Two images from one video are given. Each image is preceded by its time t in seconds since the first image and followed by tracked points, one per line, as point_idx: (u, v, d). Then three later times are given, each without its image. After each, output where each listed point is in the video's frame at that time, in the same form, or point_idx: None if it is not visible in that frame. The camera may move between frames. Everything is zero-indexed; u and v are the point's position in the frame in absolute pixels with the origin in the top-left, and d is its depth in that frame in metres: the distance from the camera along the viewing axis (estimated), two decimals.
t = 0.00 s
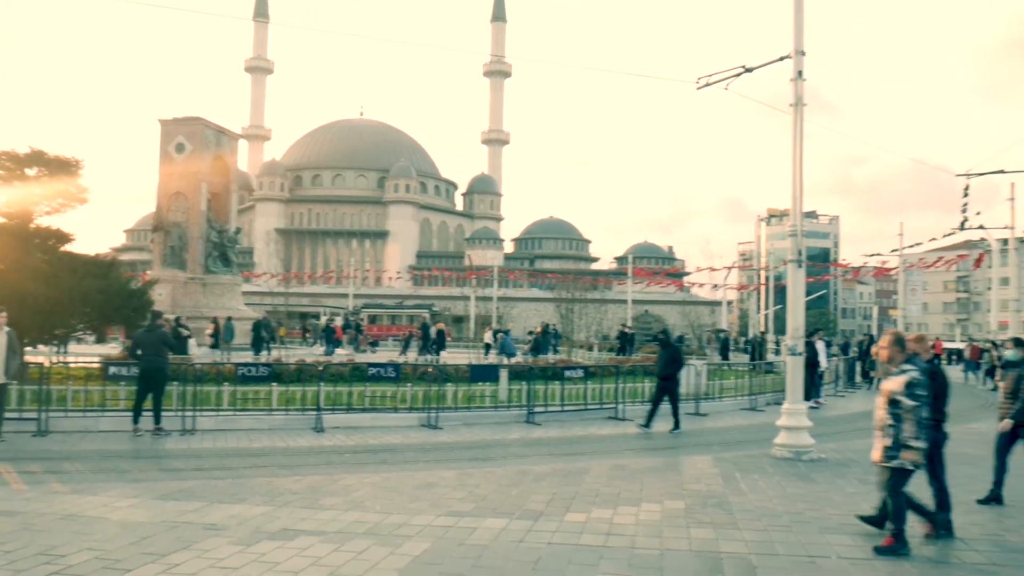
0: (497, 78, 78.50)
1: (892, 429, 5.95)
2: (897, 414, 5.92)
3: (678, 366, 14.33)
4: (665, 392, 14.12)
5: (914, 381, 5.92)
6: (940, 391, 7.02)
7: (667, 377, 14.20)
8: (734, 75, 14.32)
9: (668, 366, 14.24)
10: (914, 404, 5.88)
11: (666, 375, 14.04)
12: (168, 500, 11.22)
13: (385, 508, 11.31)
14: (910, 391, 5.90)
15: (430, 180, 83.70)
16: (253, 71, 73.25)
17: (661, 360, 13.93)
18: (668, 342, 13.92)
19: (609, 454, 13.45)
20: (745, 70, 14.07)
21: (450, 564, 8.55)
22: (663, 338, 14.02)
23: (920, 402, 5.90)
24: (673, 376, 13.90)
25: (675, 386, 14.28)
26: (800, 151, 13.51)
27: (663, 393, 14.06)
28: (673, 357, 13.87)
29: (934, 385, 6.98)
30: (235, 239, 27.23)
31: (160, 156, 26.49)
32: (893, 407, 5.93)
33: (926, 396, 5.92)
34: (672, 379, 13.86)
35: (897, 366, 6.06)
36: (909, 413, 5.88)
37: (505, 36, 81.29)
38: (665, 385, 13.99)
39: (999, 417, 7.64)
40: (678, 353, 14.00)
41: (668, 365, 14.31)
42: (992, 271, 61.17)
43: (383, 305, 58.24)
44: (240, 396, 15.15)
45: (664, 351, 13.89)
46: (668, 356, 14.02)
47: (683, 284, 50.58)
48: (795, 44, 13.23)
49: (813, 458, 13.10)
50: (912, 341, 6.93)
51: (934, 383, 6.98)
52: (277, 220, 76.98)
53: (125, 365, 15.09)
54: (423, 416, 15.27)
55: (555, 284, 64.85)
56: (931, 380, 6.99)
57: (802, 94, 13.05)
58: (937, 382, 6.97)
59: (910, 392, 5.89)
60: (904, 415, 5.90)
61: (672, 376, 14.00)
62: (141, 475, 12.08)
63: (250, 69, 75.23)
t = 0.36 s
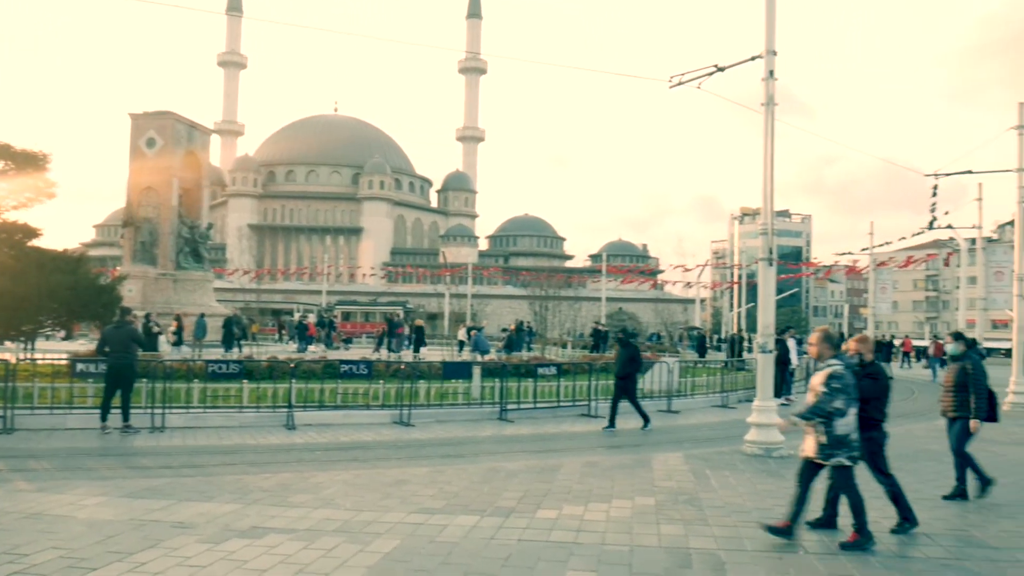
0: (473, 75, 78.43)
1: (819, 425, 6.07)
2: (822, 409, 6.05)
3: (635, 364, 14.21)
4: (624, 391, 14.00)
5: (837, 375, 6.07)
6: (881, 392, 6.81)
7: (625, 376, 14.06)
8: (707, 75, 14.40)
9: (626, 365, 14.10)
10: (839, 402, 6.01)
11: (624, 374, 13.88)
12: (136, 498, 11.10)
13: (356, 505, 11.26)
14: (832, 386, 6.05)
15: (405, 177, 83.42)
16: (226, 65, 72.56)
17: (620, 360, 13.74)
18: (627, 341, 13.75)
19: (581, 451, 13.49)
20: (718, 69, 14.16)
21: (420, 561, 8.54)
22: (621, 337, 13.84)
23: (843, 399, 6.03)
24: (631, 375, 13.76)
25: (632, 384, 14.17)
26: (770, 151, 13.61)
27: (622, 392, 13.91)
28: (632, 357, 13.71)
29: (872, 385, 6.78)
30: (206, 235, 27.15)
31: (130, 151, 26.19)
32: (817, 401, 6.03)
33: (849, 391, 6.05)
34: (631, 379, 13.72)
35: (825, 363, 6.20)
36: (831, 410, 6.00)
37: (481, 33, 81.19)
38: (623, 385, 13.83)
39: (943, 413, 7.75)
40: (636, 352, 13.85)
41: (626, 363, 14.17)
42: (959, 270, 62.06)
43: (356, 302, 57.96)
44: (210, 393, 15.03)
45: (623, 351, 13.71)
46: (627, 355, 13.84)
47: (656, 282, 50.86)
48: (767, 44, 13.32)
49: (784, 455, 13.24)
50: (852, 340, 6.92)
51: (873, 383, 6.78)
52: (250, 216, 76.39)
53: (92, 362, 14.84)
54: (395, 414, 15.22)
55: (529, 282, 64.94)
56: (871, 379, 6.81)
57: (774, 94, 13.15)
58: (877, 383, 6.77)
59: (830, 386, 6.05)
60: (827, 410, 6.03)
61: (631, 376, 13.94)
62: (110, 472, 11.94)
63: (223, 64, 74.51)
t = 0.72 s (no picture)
0: (449, 71, 78.33)
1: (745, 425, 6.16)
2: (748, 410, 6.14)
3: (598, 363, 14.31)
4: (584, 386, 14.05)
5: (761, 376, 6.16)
6: (826, 385, 6.79)
7: (587, 372, 14.14)
8: (680, 73, 14.48)
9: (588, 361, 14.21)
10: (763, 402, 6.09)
11: (586, 368, 13.98)
12: (105, 496, 10.98)
13: (329, 502, 11.21)
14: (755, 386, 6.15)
15: (381, 173, 83.14)
16: (200, 59, 71.93)
17: (582, 353, 13.87)
18: (589, 335, 13.92)
19: (555, 447, 13.51)
20: (692, 68, 14.24)
21: (392, 558, 8.52)
22: (583, 331, 14.02)
23: (767, 400, 6.13)
24: (592, 369, 13.87)
25: (593, 381, 14.22)
26: (744, 149, 13.69)
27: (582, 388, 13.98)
28: (594, 350, 13.84)
29: (818, 377, 6.75)
30: (179, 231, 26.88)
31: (100, 146, 25.89)
32: (742, 401, 6.09)
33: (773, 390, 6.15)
34: (591, 372, 13.82)
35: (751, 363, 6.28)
36: (754, 410, 6.08)
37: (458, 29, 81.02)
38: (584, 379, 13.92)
39: (892, 410, 7.82)
40: (598, 348, 14.01)
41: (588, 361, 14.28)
42: (930, 268, 62.87)
43: (331, 298, 57.73)
44: (182, 390, 14.92)
45: (585, 344, 13.87)
46: (589, 349, 13.99)
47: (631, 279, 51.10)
48: (740, 43, 13.40)
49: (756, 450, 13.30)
50: (799, 333, 6.88)
51: (819, 375, 6.73)
52: (224, 212, 75.85)
53: (61, 360, 14.36)
54: (369, 410, 15.18)
55: (505, 279, 65.01)
56: (818, 371, 6.76)
57: (747, 92, 13.23)
58: (821, 376, 6.72)
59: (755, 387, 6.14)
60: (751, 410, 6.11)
61: (592, 371, 13.94)
62: (79, 470, 11.80)
63: (196, 58, 73.84)
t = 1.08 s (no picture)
0: (427, 67, 78.14)
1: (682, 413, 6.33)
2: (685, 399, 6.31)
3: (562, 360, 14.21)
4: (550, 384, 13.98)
5: (699, 366, 6.33)
6: (778, 381, 7.13)
7: (552, 369, 14.05)
8: (657, 71, 14.51)
9: (553, 359, 14.10)
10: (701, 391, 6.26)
11: (551, 366, 13.87)
12: (78, 495, 10.87)
13: (304, 500, 11.16)
14: (697, 375, 6.30)
15: (359, 169, 82.77)
16: (175, 54, 71.25)
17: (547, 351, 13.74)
18: (554, 333, 13.79)
19: (532, 444, 13.52)
20: (668, 65, 14.28)
21: (367, 556, 8.49)
22: (547, 329, 13.88)
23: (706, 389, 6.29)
24: (558, 367, 13.75)
25: (558, 379, 14.14)
26: (719, 146, 13.77)
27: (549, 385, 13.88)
28: (559, 348, 13.72)
29: (771, 374, 7.08)
30: (154, 227, 26.65)
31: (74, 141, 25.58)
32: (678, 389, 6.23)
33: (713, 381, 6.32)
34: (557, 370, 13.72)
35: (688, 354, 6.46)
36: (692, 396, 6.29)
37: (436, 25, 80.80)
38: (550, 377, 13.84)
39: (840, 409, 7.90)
40: (563, 345, 13.90)
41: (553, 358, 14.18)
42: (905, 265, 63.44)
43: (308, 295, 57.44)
44: (156, 387, 14.80)
45: (550, 342, 13.76)
46: (554, 347, 13.88)
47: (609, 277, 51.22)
48: (716, 41, 13.46)
49: (731, 446, 13.36)
50: (752, 332, 7.21)
51: (771, 371, 7.07)
52: (201, 208, 75.28)
53: (34, 356, 14.07)
54: (346, 408, 15.11)
55: (483, 276, 64.98)
56: (770, 368, 7.10)
57: (723, 90, 13.31)
58: (774, 371, 7.05)
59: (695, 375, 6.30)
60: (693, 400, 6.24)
61: (557, 368, 13.87)
62: (51, 469, 11.67)
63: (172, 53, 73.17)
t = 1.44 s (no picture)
0: (407, 64, 77.92)
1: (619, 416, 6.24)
2: (624, 401, 6.23)
3: (528, 359, 14.14)
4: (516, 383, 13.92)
5: (639, 368, 6.27)
6: (733, 383, 6.84)
7: (518, 369, 13.99)
8: (635, 69, 14.53)
9: (518, 358, 14.03)
10: (639, 391, 6.19)
11: (517, 366, 13.80)
12: (51, 494, 10.76)
13: (281, 498, 11.11)
14: (637, 378, 6.23)
15: (338, 166, 82.43)
16: (152, 49, 70.58)
17: (512, 351, 13.68)
18: (520, 332, 13.72)
19: (510, 442, 13.52)
20: (647, 64, 14.30)
21: (344, 553, 8.47)
22: (513, 329, 13.80)
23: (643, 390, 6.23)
24: (524, 367, 13.70)
25: (524, 378, 14.10)
26: (697, 144, 13.81)
27: (515, 385, 13.83)
28: (525, 348, 13.65)
29: (725, 376, 6.82)
30: (131, 223, 26.49)
31: (48, 136, 25.33)
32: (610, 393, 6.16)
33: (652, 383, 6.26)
34: (523, 370, 13.66)
35: (625, 356, 6.39)
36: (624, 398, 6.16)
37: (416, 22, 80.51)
38: (516, 377, 13.79)
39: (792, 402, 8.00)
40: (529, 344, 13.85)
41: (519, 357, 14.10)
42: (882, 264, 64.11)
43: (287, 293, 57.19)
44: (131, 385, 14.67)
45: (516, 341, 13.69)
46: (519, 347, 13.81)
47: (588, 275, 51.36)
48: (695, 40, 13.51)
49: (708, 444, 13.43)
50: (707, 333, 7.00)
51: (725, 373, 6.82)
52: (178, 204, 74.75)
53: (9, 355, 13.99)
54: (324, 406, 15.09)
55: (462, 274, 64.95)
56: (724, 370, 6.86)
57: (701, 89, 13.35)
58: (727, 373, 6.80)
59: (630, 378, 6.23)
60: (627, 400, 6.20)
61: (523, 367, 13.80)
62: (24, 468, 11.55)
63: (149, 48, 72.48)
